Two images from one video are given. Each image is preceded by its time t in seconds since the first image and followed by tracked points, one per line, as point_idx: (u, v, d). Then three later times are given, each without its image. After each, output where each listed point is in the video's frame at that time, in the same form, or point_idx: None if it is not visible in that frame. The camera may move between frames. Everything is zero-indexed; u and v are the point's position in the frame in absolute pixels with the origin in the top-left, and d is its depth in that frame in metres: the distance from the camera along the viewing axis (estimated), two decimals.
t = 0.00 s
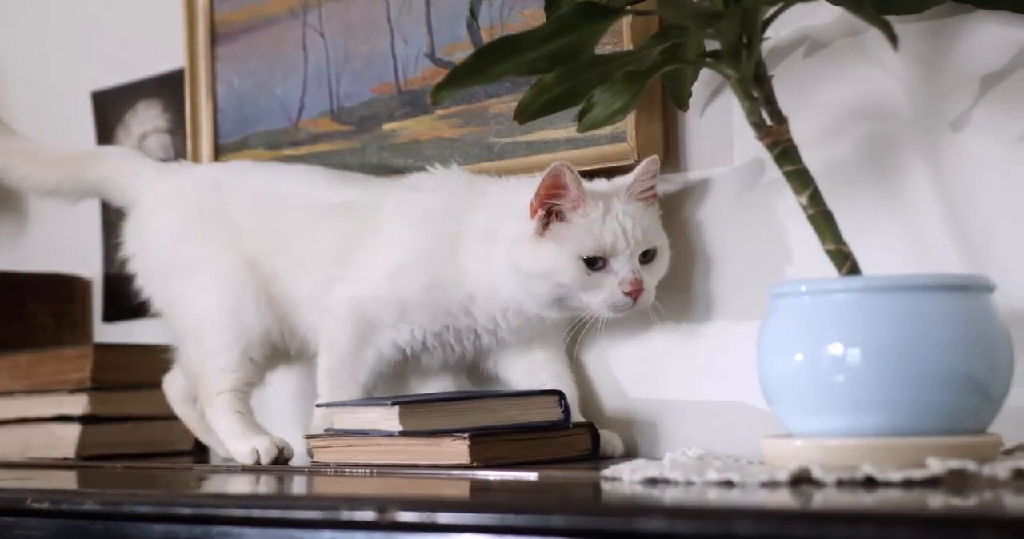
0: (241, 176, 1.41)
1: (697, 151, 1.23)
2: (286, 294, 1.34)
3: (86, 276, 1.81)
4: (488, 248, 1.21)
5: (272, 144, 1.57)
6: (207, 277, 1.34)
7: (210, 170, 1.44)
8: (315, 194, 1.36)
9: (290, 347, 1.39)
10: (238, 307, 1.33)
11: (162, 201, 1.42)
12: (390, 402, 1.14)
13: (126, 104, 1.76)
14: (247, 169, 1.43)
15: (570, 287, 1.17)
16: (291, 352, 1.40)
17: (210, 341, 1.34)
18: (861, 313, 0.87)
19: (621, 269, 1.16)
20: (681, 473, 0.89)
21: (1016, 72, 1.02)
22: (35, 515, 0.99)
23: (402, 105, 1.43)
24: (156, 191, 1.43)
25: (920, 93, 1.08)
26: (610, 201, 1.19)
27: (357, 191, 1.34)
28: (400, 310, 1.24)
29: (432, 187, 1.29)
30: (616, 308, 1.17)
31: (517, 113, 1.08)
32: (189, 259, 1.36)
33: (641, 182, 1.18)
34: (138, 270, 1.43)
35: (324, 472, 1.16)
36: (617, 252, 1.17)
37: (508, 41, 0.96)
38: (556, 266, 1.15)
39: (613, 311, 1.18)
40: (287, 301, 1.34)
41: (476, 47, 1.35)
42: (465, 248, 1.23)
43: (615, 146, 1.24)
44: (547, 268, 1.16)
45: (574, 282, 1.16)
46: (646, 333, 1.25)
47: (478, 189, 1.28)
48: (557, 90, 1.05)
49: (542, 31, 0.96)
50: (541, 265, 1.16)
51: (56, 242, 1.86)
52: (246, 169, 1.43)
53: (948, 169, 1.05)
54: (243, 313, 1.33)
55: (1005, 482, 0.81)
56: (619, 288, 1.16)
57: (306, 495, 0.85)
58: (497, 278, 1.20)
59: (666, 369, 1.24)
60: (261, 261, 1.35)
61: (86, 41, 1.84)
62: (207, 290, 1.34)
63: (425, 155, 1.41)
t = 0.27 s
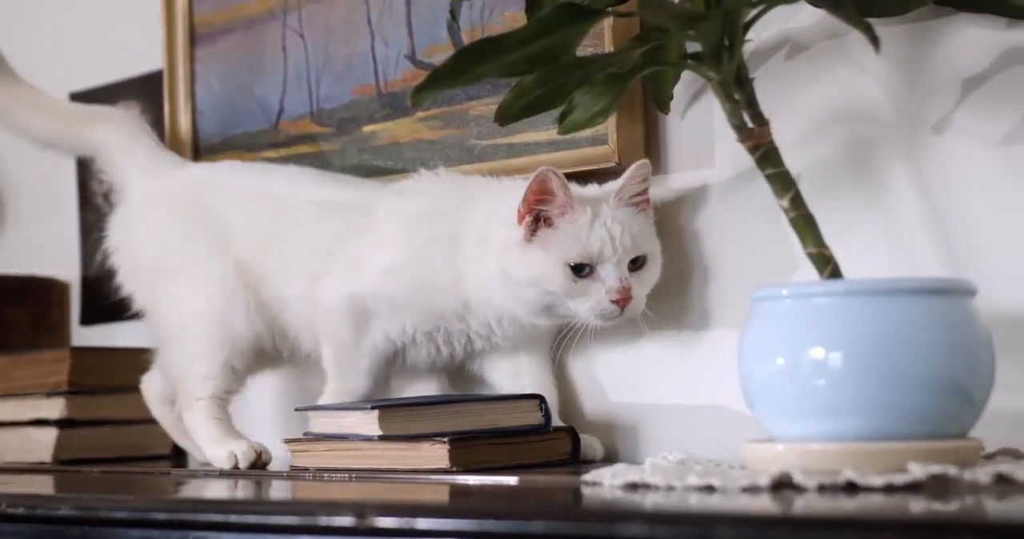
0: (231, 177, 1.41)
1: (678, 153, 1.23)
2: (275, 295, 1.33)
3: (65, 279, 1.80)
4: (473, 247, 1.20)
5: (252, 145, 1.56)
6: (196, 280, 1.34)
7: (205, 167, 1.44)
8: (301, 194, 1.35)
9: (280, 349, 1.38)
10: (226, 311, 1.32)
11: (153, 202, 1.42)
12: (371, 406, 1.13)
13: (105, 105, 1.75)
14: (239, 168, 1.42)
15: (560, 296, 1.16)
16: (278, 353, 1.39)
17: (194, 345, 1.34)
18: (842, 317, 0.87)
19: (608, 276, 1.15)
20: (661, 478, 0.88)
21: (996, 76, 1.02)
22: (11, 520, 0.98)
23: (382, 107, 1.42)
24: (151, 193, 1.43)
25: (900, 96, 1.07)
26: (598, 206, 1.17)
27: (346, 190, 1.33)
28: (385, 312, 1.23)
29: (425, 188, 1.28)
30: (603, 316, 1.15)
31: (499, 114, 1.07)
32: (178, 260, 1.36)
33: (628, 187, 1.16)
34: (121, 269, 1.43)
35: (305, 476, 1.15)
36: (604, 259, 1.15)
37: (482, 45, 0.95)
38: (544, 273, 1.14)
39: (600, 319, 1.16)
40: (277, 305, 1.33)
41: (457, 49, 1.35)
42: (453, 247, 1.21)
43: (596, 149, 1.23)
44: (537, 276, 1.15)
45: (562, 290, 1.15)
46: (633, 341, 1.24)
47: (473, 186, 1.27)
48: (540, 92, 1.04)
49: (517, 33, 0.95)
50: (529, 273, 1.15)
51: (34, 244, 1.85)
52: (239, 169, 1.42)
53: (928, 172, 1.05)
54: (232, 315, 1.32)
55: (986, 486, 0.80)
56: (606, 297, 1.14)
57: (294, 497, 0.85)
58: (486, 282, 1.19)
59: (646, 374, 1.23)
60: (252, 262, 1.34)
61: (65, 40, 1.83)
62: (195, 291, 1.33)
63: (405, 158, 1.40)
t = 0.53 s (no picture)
0: (221, 182, 1.39)
1: (658, 163, 1.22)
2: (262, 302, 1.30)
3: (40, 286, 1.78)
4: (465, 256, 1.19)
5: (232, 153, 1.55)
6: (183, 285, 1.32)
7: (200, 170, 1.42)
8: (291, 200, 1.33)
9: (264, 358, 1.37)
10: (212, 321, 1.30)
11: (144, 202, 1.40)
12: (348, 416, 1.12)
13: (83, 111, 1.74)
14: (229, 173, 1.40)
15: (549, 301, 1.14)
16: (258, 363, 1.37)
17: (175, 353, 1.32)
18: (822, 328, 0.87)
19: (599, 278, 1.13)
20: (640, 490, 0.87)
21: (975, 89, 1.02)
22: None
23: (362, 115, 1.41)
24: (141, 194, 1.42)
25: (879, 108, 1.07)
26: (589, 208, 1.15)
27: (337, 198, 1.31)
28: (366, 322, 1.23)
29: (413, 196, 1.27)
30: (593, 320, 1.13)
31: (478, 123, 1.06)
32: (166, 264, 1.34)
33: (619, 188, 1.14)
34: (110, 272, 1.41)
35: (281, 487, 1.14)
36: (594, 262, 1.13)
37: (461, 54, 0.94)
38: (532, 274, 1.12)
39: (590, 323, 1.14)
40: (265, 315, 1.31)
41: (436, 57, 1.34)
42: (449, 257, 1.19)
43: (576, 159, 1.23)
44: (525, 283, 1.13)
45: (551, 292, 1.13)
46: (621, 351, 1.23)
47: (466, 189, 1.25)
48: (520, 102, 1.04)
49: (496, 42, 0.95)
50: (518, 276, 1.13)
51: (10, 252, 1.83)
52: (230, 174, 1.40)
53: (906, 184, 1.05)
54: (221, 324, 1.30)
55: (966, 500, 0.80)
56: (595, 299, 1.12)
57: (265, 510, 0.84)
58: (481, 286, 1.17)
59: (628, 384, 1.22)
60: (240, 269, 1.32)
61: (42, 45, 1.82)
62: (181, 296, 1.32)
63: (384, 166, 1.40)
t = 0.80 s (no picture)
0: (220, 180, 1.37)
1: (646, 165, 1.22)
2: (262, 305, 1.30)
3: (26, 288, 1.77)
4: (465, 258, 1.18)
5: (220, 155, 1.54)
6: (180, 286, 1.31)
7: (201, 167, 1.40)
8: (290, 201, 1.32)
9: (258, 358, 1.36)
10: (207, 325, 1.29)
11: (143, 198, 1.38)
12: (336, 418, 1.12)
13: (68, 112, 1.73)
14: (229, 170, 1.39)
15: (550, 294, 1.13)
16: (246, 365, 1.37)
17: (165, 355, 1.31)
18: (811, 330, 0.87)
19: (602, 272, 1.12)
20: (631, 493, 0.87)
21: (963, 90, 1.02)
22: None
23: (349, 116, 1.41)
24: (140, 189, 1.40)
25: (867, 109, 1.07)
26: (594, 201, 1.14)
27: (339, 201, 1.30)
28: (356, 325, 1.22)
29: (411, 198, 1.26)
30: (596, 315, 1.12)
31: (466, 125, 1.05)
32: (163, 264, 1.32)
33: (624, 181, 1.13)
34: (108, 271, 1.39)
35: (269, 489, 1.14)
36: (598, 256, 1.12)
37: (447, 55, 0.94)
38: (536, 268, 1.12)
39: (594, 317, 1.13)
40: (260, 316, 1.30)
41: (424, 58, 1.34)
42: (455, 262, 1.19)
43: (564, 160, 1.22)
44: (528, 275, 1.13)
45: (555, 286, 1.12)
46: (620, 351, 1.22)
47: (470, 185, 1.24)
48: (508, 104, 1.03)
49: (483, 43, 0.94)
50: (521, 270, 1.13)
51: None
52: (228, 171, 1.39)
53: (895, 185, 1.05)
54: (215, 324, 1.29)
55: (957, 502, 0.80)
56: (599, 293, 1.11)
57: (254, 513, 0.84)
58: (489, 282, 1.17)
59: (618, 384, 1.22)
60: (238, 272, 1.31)
61: (27, 46, 1.81)
62: (175, 297, 1.30)
63: (371, 168, 1.39)
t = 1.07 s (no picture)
0: (219, 179, 1.34)
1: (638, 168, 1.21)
2: (261, 314, 1.28)
3: (14, 291, 1.76)
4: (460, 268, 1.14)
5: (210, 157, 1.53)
6: (173, 288, 1.30)
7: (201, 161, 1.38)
8: (286, 205, 1.28)
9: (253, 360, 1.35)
10: (203, 330, 1.29)
11: (144, 190, 1.37)
12: (325, 423, 1.12)
13: (57, 114, 1.72)
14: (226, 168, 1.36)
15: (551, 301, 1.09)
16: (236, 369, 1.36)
17: (156, 357, 1.31)
18: (804, 334, 0.86)
19: (604, 275, 1.07)
20: (622, 497, 0.86)
21: (957, 92, 1.01)
22: None
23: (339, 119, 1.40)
24: (139, 188, 1.38)
25: (861, 112, 1.07)
26: (594, 203, 1.09)
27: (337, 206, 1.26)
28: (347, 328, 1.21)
29: (408, 203, 1.23)
30: (599, 320, 1.07)
31: (458, 127, 1.04)
32: (162, 264, 1.31)
33: (626, 180, 1.08)
34: (106, 264, 1.38)
35: (257, 494, 1.13)
36: (600, 258, 1.07)
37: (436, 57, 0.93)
38: (534, 273, 1.07)
39: (597, 323, 1.08)
40: (256, 319, 1.29)
41: (415, 61, 1.33)
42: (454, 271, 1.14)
43: (556, 163, 1.22)
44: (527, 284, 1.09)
45: (555, 290, 1.07)
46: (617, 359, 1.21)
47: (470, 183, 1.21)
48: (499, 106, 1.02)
49: (473, 45, 0.94)
50: (519, 275, 1.08)
51: None
52: (225, 169, 1.36)
53: (888, 188, 1.05)
54: (205, 330, 1.29)
55: (951, 507, 0.79)
56: (601, 298, 1.06)
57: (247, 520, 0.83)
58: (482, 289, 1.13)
59: (609, 387, 1.21)
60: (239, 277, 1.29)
61: (17, 48, 1.80)
62: (174, 302, 1.30)
63: (361, 171, 1.38)
